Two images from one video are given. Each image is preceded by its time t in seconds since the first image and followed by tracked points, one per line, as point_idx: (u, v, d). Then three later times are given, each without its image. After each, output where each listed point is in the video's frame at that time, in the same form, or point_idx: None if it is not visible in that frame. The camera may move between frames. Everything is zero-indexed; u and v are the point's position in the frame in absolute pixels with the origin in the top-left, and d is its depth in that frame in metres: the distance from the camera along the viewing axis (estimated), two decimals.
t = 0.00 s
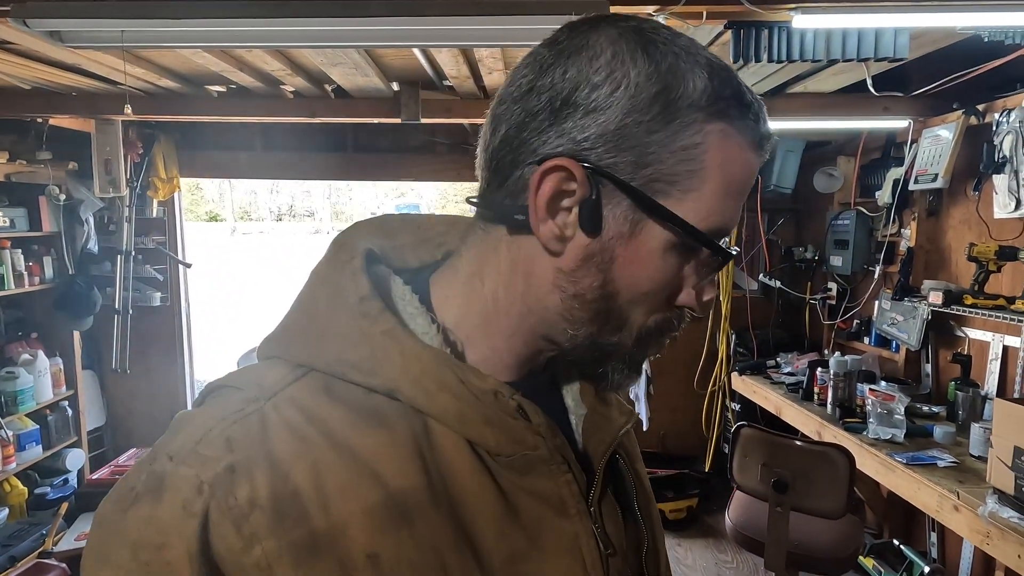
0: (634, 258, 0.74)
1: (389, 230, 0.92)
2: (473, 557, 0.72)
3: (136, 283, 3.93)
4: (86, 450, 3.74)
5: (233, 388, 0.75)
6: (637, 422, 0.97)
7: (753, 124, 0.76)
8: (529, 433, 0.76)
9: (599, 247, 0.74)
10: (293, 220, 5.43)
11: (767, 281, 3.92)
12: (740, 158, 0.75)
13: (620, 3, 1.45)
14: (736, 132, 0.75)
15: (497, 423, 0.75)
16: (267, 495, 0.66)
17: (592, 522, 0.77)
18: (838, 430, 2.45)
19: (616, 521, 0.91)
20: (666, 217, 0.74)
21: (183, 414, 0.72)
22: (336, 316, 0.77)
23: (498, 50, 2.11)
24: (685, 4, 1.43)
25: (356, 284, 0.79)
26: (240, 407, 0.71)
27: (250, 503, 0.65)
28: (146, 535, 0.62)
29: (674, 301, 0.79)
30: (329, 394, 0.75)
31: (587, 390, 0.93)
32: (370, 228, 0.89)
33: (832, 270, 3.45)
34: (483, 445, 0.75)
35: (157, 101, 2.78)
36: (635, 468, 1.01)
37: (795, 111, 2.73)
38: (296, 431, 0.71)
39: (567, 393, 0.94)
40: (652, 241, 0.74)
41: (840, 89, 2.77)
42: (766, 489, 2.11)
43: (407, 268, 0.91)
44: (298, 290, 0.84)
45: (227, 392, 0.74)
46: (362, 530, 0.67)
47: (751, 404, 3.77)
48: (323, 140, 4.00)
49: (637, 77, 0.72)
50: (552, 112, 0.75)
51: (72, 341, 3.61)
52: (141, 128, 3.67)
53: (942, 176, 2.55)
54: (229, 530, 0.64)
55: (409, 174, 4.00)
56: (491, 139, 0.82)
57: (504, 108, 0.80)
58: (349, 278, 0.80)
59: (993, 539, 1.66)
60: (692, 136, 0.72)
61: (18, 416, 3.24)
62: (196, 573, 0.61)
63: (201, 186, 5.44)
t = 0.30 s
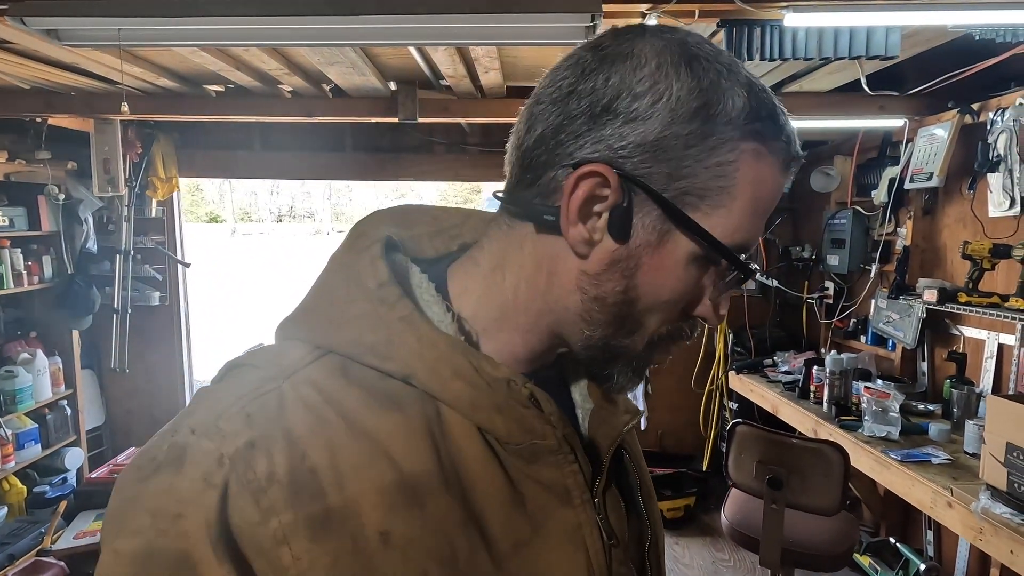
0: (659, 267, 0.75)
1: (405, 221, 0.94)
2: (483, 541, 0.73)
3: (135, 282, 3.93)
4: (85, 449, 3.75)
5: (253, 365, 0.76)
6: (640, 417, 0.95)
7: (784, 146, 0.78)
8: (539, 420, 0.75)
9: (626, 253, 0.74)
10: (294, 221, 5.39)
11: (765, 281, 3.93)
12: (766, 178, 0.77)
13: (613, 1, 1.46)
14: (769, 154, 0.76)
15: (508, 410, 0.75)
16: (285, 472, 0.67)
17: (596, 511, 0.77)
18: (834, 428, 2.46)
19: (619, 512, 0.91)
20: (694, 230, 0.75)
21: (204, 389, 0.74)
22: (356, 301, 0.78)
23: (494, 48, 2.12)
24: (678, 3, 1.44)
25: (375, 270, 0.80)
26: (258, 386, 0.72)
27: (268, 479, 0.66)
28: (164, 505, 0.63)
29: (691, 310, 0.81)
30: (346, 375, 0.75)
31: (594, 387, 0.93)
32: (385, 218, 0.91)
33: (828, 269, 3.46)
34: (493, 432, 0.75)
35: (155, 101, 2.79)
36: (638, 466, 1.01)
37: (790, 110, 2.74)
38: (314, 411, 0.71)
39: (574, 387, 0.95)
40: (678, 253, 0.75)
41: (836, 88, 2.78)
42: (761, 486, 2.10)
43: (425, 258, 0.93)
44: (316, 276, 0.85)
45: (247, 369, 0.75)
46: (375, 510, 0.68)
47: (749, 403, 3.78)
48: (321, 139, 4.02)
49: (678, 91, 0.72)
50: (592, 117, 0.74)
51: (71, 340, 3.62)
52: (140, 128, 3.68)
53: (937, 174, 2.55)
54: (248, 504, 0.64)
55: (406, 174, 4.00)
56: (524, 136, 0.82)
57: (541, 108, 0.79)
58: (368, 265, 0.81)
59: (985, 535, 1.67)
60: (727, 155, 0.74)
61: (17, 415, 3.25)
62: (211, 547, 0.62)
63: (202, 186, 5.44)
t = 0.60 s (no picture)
0: (652, 276, 0.76)
1: (402, 228, 0.93)
2: (478, 543, 0.73)
3: (132, 284, 3.94)
4: (81, 451, 3.76)
5: (252, 368, 0.75)
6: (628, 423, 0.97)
7: (772, 163, 0.79)
8: (533, 424, 0.75)
9: (621, 262, 0.74)
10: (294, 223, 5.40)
11: (761, 284, 3.95)
12: (754, 193, 0.78)
13: (601, 7, 1.47)
14: (758, 170, 0.77)
15: (502, 413, 0.74)
16: (286, 472, 0.66)
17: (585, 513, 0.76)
18: (827, 431, 2.47)
19: (608, 514, 0.91)
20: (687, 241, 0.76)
21: (203, 392, 0.74)
22: (354, 304, 0.77)
23: (487, 53, 2.14)
24: (666, 8, 1.45)
25: (375, 274, 0.79)
26: (255, 388, 0.72)
27: (271, 479, 0.65)
28: (165, 505, 0.63)
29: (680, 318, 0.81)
30: (345, 378, 0.74)
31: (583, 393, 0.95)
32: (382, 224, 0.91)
33: (824, 272, 3.47)
34: (487, 435, 0.75)
35: (153, 104, 2.81)
36: (625, 468, 1.01)
37: (783, 113, 2.75)
38: (313, 412, 0.70)
39: (563, 394, 0.97)
40: (670, 264, 0.76)
41: (829, 92, 2.79)
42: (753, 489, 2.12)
43: (422, 264, 0.93)
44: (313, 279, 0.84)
45: (246, 372, 0.75)
46: (375, 510, 0.68)
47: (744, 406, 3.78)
48: (318, 142, 4.03)
49: (675, 108, 0.73)
50: (590, 131, 0.75)
51: (68, 342, 3.63)
52: (137, 130, 3.68)
53: (930, 178, 2.56)
54: (250, 504, 0.64)
55: (402, 177, 4.01)
56: (523, 148, 0.82)
57: (541, 121, 0.80)
58: (367, 268, 0.80)
59: (975, 538, 1.67)
60: (719, 170, 0.75)
61: (13, 417, 3.25)
62: (212, 546, 0.62)
63: (202, 189, 5.46)
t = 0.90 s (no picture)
0: (632, 274, 0.75)
1: (389, 231, 0.92)
2: (464, 549, 0.71)
3: (128, 286, 3.93)
4: (75, 453, 3.74)
5: (231, 371, 0.73)
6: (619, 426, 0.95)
7: (753, 160, 0.79)
8: (520, 427, 0.75)
9: (602, 262, 0.74)
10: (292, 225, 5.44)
11: (757, 286, 3.95)
12: (735, 191, 0.78)
13: (590, 9, 1.47)
14: (738, 167, 0.77)
15: (487, 417, 0.74)
16: (267, 476, 0.65)
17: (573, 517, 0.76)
18: (821, 433, 2.47)
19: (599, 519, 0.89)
20: (667, 239, 0.75)
21: (180, 395, 0.71)
22: (338, 306, 0.76)
23: (480, 55, 2.14)
24: (654, 9, 1.45)
25: (359, 276, 0.78)
26: (235, 390, 0.70)
27: (250, 483, 0.64)
28: (141, 510, 0.61)
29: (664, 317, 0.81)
30: (327, 381, 0.73)
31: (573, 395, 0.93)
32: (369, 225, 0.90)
33: (819, 274, 3.47)
34: (473, 438, 0.74)
35: (147, 105, 2.80)
36: (615, 471, 0.99)
37: (777, 115, 2.75)
38: (295, 415, 0.69)
39: (553, 397, 0.94)
40: (651, 262, 0.76)
41: (822, 94, 2.79)
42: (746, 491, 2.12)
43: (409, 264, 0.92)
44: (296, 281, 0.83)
45: (225, 375, 0.73)
46: (357, 516, 0.66)
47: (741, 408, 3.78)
48: (314, 144, 4.03)
49: (652, 106, 0.73)
50: (568, 131, 0.74)
51: (62, 344, 3.62)
52: (133, 132, 3.68)
53: (923, 180, 2.56)
54: (229, 509, 0.62)
55: (398, 179, 4.01)
56: (503, 149, 0.81)
57: (520, 122, 0.79)
58: (351, 270, 0.79)
59: (967, 541, 1.67)
60: (697, 168, 0.74)
61: (7, 420, 3.24)
62: (189, 553, 0.60)
63: (202, 190, 5.48)
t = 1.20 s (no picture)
0: (636, 274, 0.76)
1: (392, 227, 0.93)
2: (466, 542, 0.73)
3: (126, 287, 3.94)
4: (72, 454, 3.75)
5: (239, 364, 0.75)
6: (623, 424, 0.94)
7: (757, 161, 0.80)
8: (523, 424, 0.74)
9: (604, 261, 0.75)
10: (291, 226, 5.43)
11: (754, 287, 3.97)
12: (738, 192, 0.79)
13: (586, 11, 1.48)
14: (741, 168, 0.78)
15: (492, 413, 0.73)
16: (272, 468, 0.66)
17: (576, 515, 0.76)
18: (817, 433, 2.48)
19: (600, 516, 0.89)
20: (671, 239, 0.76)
21: (188, 387, 0.72)
22: (344, 301, 0.77)
23: (477, 56, 2.15)
24: (649, 11, 1.46)
25: (364, 271, 0.78)
26: (243, 383, 0.71)
27: (256, 475, 0.65)
28: (148, 498, 0.62)
29: (667, 317, 0.82)
30: (333, 376, 0.74)
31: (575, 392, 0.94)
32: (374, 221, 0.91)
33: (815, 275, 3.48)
34: (477, 434, 0.74)
35: (145, 106, 2.80)
36: (619, 469, 0.98)
37: (773, 116, 2.77)
38: (301, 409, 0.70)
39: (557, 393, 0.95)
40: (655, 261, 0.77)
41: (818, 96, 2.81)
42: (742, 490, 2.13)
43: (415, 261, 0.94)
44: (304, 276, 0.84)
45: (232, 368, 0.74)
46: (361, 508, 0.67)
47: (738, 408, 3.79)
48: (311, 145, 4.04)
49: (656, 106, 0.74)
50: (573, 130, 0.75)
51: (60, 345, 3.62)
52: (131, 133, 3.68)
53: (918, 181, 2.57)
54: (235, 499, 0.63)
55: (396, 180, 4.02)
56: (508, 147, 0.82)
57: (525, 121, 0.80)
58: (357, 264, 0.79)
59: (961, 539, 1.68)
60: (701, 168, 0.75)
61: (4, 420, 3.24)
62: (195, 541, 0.61)
63: (201, 191, 5.49)
